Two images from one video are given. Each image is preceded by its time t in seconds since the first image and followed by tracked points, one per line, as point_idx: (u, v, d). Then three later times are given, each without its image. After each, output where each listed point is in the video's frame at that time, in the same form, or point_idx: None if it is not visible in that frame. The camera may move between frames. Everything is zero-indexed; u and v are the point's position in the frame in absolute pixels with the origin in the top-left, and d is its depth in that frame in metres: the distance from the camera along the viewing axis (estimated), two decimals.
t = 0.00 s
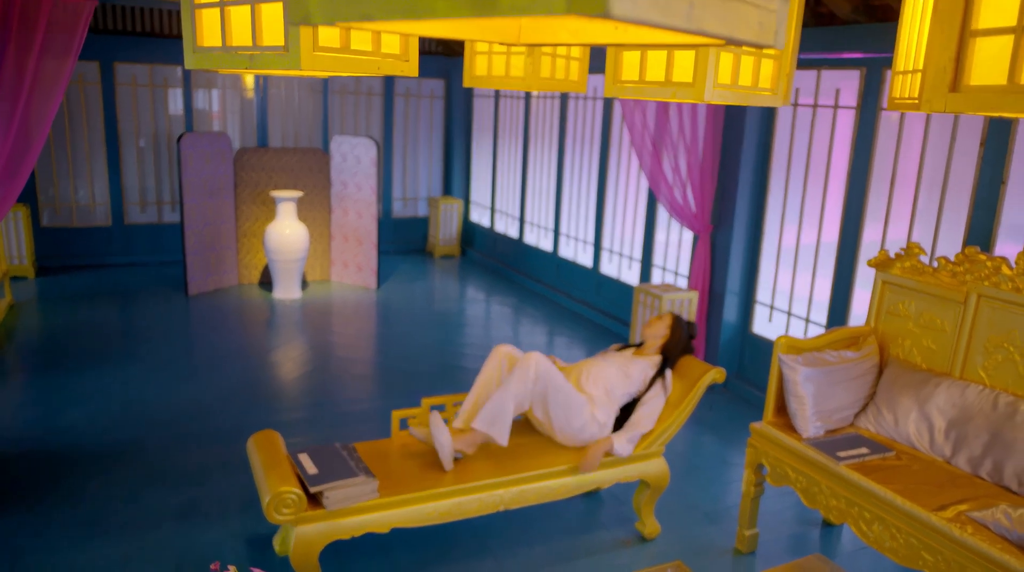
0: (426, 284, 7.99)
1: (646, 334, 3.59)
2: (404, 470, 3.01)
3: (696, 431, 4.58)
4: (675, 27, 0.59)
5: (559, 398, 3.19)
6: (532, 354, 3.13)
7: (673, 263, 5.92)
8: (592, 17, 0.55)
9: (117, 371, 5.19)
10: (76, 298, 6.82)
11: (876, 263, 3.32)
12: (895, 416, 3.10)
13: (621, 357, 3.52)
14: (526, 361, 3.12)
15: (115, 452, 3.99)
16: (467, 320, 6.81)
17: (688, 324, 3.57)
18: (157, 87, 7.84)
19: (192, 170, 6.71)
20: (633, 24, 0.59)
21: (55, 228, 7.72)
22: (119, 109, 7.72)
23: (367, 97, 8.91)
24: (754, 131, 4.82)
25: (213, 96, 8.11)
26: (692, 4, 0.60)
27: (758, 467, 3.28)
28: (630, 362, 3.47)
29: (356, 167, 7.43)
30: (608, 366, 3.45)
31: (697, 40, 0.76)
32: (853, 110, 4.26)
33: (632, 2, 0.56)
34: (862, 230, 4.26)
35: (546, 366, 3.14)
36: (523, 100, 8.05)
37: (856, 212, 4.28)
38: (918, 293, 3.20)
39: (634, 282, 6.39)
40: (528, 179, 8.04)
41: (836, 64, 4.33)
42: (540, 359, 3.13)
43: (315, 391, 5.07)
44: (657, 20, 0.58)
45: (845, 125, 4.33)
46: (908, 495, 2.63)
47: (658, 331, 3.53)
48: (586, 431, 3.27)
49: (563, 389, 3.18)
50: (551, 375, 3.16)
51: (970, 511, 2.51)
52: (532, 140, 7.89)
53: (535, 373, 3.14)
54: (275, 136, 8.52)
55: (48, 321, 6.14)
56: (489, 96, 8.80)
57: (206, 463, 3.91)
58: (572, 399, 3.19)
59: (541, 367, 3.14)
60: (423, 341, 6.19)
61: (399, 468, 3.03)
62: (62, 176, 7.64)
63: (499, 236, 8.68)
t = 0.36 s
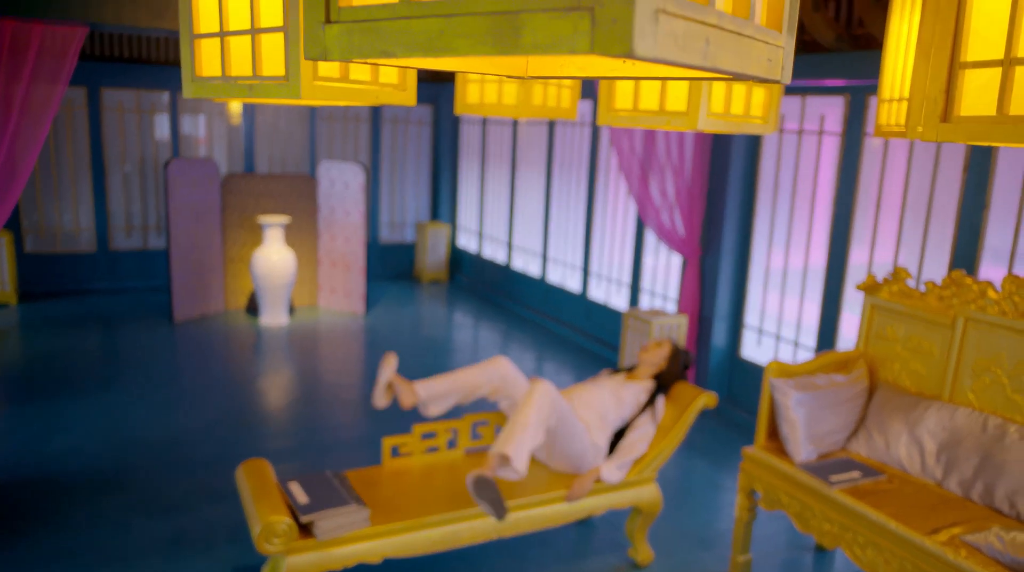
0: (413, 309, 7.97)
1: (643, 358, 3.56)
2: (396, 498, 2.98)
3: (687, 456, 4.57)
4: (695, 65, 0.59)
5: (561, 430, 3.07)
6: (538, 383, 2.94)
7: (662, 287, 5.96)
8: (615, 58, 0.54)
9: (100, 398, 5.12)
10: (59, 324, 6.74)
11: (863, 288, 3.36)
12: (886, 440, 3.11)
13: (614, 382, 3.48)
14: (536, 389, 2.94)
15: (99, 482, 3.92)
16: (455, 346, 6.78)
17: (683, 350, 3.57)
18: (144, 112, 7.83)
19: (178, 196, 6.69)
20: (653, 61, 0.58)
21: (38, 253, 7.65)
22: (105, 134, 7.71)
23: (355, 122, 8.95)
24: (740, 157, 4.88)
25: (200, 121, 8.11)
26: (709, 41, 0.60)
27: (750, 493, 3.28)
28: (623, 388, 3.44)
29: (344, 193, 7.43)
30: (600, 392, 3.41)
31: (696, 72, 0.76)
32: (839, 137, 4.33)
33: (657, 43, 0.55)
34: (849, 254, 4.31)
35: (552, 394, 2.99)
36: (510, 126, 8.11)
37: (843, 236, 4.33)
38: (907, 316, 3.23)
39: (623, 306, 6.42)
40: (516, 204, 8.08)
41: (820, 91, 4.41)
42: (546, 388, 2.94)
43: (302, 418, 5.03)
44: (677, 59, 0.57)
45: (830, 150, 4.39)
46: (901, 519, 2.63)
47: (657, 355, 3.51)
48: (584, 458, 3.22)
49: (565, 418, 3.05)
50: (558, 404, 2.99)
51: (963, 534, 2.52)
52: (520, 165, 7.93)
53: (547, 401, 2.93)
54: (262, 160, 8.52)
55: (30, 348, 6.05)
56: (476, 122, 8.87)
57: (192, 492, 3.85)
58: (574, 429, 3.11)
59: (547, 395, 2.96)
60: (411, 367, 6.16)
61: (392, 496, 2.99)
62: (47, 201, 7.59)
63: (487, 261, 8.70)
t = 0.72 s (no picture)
0: (401, 338, 7.94)
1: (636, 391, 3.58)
2: (389, 531, 2.94)
3: (679, 484, 4.55)
4: (710, 107, 0.60)
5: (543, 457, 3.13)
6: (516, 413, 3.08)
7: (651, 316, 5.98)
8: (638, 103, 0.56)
9: (83, 430, 5.04)
10: (42, 355, 6.64)
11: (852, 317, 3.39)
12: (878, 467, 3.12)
13: (606, 412, 3.49)
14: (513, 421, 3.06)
15: (82, 516, 3.84)
16: (443, 375, 6.74)
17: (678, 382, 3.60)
18: (132, 140, 7.83)
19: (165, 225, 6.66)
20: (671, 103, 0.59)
21: (21, 282, 7.57)
22: (92, 163, 7.69)
23: (343, 152, 8.99)
24: (727, 186, 4.94)
25: (189, 150, 8.12)
26: (722, 82, 0.61)
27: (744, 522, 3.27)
28: (615, 418, 3.46)
29: (333, 222, 7.43)
30: (592, 422, 3.42)
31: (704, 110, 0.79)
32: (825, 167, 4.41)
33: (678, 87, 0.56)
34: (837, 282, 4.36)
35: (530, 422, 3.10)
36: (498, 156, 8.18)
37: (831, 264, 4.39)
38: (896, 344, 3.26)
39: (612, 334, 6.43)
40: (504, 233, 8.12)
41: (806, 121, 4.48)
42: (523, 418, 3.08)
43: (290, 448, 4.97)
44: (695, 102, 0.58)
45: (817, 180, 4.46)
46: (896, 547, 2.63)
47: (651, 389, 3.53)
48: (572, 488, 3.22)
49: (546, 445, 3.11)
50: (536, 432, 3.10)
51: (959, 562, 2.52)
52: (509, 194, 7.97)
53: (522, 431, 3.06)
54: (250, 189, 8.51)
55: (12, 379, 5.96)
56: (464, 151, 8.94)
57: (177, 526, 3.78)
58: (558, 458, 3.14)
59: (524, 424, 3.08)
60: (400, 397, 6.12)
61: (384, 529, 2.95)
62: (31, 230, 7.53)
63: (475, 289, 8.71)
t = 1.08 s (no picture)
0: (390, 370, 7.89)
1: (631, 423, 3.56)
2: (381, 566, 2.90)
3: (671, 516, 4.52)
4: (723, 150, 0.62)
5: (531, 492, 3.09)
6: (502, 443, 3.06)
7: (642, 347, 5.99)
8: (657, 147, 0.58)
9: (66, 464, 4.96)
10: (24, 389, 6.55)
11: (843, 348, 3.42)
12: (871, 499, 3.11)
13: (600, 444, 3.47)
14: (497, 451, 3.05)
15: (64, 552, 3.77)
16: (432, 408, 6.69)
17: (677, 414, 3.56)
18: (121, 172, 7.82)
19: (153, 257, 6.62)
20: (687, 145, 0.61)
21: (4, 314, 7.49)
22: (80, 195, 7.67)
23: (332, 184, 9.02)
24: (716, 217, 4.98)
25: (178, 182, 8.12)
26: (734, 126, 0.63)
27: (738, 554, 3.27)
28: (608, 450, 3.43)
29: (324, 255, 7.42)
30: (585, 455, 3.40)
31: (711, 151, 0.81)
32: (813, 201, 4.47)
33: (694, 132, 0.58)
34: (826, 313, 4.40)
35: (515, 454, 3.08)
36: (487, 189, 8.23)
37: (820, 295, 4.43)
38: (887, 375, 3.28)
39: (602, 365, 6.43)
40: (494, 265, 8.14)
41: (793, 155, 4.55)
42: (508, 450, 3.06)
43: (278, 482, 4.91)
44: (710, 145, 0.60)
45: (805, 213, 4.53)
46: None
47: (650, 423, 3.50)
48: (563, 523, 3.17)
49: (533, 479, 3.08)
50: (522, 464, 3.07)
51: None
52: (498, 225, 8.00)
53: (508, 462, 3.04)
54: (238, 220, 8.49)
55: None
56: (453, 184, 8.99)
57: (163, 563, 3.71)
58: (548, 492, 3.11)
59: (509, 455, 3.06)
60: (389, 430, 6.07)
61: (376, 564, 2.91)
62: (16, 261, 7.47)
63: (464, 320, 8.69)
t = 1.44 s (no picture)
0: (381, 405, 7.83)
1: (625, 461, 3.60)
2: None
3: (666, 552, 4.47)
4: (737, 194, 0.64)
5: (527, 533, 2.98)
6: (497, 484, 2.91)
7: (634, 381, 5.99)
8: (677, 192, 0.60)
9: (51, 500, 4.87)
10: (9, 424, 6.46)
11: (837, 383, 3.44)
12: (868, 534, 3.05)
13: (596, 480, 3.47)
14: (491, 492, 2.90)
15: None
16: (423, 444, 6.62)
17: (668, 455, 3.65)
18: (112, 206, 7.81)
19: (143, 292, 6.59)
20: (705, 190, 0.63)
21: None
22: (70, 229, 7.65)
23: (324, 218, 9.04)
24: (707, 252, 5.03)
25: (169, 216, 8.11)
26: (747, 172, 0.65)
27: None
28: (604, 486, 3.44)
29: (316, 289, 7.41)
30: (581, 489, 3.39)
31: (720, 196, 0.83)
32: (802, 237, 4.54)
33: (712, 177, 0.60)
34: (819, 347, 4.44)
35: (512, 493, 2.95)
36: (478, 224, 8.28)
37: (812, 329, 4.47)
38: (881, 408, 3.29)
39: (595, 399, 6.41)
40: (485, 299, 8.15)
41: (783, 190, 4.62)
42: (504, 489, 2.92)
43: (268, 519, 4.84)
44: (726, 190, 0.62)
45: (795, 249, 4.59)
46: None
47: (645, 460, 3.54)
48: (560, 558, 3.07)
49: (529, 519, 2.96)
50: (518, 504, 2.95)
51: None
52: (489, 259, 8.03)
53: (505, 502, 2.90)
54: (229, 254, 8.48)
55: None
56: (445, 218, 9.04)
57: None
58: (545, 529, 3.01)
59: (506, 495, 2.93)
60: (379, 465, 6.00)
61: None
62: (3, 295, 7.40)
63: (455, 354, 8.66)
